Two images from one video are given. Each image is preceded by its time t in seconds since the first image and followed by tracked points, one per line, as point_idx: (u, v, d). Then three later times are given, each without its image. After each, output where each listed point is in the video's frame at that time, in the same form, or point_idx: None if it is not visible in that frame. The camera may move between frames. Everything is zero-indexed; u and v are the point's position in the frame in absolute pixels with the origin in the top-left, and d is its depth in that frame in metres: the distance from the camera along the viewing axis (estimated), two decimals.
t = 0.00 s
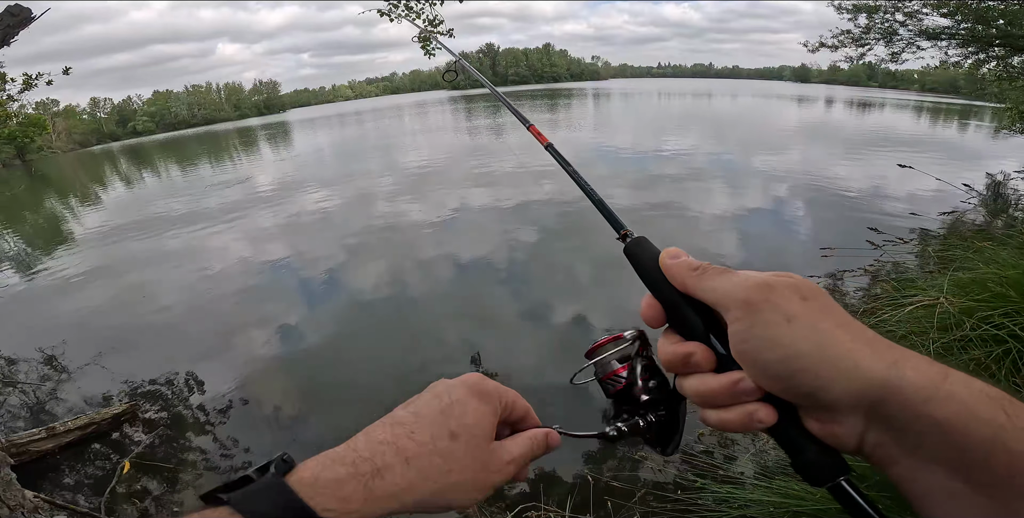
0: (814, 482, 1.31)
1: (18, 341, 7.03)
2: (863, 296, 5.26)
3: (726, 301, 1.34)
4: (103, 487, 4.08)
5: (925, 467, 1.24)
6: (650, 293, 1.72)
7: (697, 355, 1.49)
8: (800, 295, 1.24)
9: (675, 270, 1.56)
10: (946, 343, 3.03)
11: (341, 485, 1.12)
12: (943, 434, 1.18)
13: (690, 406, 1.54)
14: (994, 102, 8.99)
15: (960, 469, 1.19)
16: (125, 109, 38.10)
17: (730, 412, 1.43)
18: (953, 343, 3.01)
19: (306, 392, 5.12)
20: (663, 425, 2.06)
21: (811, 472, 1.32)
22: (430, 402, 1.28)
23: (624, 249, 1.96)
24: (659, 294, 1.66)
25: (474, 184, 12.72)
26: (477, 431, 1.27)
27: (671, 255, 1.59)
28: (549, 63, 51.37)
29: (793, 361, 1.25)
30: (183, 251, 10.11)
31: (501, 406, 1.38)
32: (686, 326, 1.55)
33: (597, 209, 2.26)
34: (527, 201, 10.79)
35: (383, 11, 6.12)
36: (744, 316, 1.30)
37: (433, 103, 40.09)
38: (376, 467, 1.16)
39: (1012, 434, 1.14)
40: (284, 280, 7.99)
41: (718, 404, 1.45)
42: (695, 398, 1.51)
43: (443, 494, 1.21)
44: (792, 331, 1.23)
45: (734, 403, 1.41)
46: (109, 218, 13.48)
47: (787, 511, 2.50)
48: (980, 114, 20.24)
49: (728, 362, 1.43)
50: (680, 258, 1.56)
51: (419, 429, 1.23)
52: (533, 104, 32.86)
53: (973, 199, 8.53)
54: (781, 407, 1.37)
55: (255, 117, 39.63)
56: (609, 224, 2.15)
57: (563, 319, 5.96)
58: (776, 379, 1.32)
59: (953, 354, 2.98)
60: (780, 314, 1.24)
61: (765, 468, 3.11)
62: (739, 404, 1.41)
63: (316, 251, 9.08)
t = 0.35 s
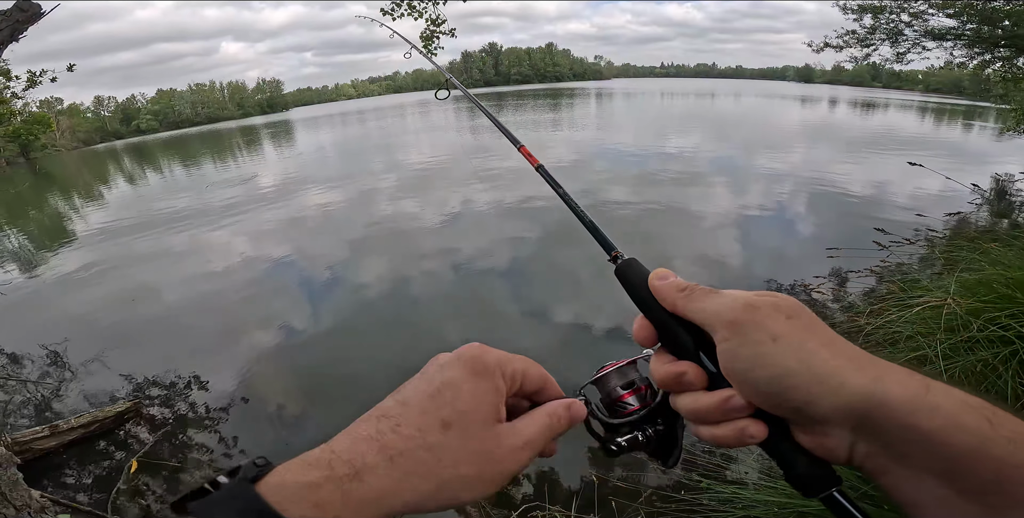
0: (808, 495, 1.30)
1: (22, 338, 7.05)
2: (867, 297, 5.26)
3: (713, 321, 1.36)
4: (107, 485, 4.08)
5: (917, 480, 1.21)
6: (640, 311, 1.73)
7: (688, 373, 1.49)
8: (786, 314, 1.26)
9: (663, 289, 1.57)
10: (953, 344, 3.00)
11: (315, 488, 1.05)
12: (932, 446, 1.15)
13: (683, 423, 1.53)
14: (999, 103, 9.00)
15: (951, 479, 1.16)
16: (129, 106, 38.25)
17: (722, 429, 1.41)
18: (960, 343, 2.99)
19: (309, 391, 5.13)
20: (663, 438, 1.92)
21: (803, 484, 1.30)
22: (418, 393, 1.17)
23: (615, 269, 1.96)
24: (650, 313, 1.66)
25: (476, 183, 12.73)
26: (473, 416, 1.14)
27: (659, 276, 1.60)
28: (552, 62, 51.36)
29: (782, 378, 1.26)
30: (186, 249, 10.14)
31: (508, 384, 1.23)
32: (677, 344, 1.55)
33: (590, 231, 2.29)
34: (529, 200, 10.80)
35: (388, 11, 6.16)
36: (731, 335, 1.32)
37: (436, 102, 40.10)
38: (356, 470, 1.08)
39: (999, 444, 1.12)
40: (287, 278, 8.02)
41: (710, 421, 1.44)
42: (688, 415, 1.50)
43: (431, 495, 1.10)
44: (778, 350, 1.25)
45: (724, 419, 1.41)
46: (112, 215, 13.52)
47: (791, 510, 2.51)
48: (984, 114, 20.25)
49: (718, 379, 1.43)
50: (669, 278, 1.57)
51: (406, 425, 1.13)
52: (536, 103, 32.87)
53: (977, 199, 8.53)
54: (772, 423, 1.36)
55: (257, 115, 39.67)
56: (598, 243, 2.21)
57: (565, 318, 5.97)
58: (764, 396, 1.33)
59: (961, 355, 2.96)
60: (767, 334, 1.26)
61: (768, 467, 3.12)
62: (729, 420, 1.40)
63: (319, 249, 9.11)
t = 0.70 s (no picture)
0: (795, 499, 1.31)
1: (24, 335, 7.08)
2: (869, 298, 5.24)
3: (705, 328, 1.36)
4: (106, 484, 4.09)
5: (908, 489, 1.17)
6: (635, 321, 1.73)
7: (680, 380, 1.47)
8: (774, 321, 1.26)
9: (658, 298, 1.59)
10: (955, 345, 2.99)
11: None
12: (917, 451, 1.14)
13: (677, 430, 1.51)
14: (1002, 104, 8.98)
15: (941, 485, 1.13)
16: (132, 105, 38.44)
17: (715, 434, 1.39)
18: (962, 344, 2.97)
19: (309, 389, 5.14)
20: (658, 447, 1.84)
21: (794, 488, 1.31)
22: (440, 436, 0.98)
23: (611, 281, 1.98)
24: (645, 322, 1.67)
25: (478, 182, 12.74)
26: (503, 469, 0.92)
27: (654, 287, 1.62)
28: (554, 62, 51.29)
29: (769, 382, 1.26)
30: (188, 248, 10.16)
31: (547, 448, 1.02)
32: (671, 352, 1.55)
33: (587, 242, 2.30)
34: (531, 199, 10.79)
35: (390, 9, 6.16)
36: (722, 341, 1.32)
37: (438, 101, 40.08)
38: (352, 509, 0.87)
39: (984, 447, 1.08)
40: (288, 277, 8.03)
41: (703, 428, 1.42)
42: (681, 422, 1.48)
43: None
44: (767, 355, 1.25)
45: (716, 425, 1.39)
46: (114, 213, 13.55)
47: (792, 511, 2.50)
48: (989, 115, 20.19)
49: (711, 386, 1.42)
50: (664, 287, 1.59)
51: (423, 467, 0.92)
52: (539, 102, 32.86)
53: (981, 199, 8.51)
54: (764, 429, 1.35)
55: (260, 114, 39.73)
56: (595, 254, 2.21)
57: (565, 318, 5.96)
58: (756, 402, 1.32)
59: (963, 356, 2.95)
60: (756, 340, 1.27)
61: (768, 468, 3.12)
62: (722, 426, 1.38)
63: (321, 248, 9.12)
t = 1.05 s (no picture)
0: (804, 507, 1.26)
1: (26, 332, 7.10)
2: (870, 298, 5.23)
3: (713, 335, 1.35)
4: (109, 481, 4.11)
5: (912, 492, 1.20)
6: (640, 328, 1.70)
7: (687, 388, 1.46)
8: (785, 328, 1.24)
9: (663, 305, 1.56)
10: (955, 345, 2.99)
11: None
12: (925, 457, 1.15)
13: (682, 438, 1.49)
14: (1005, 104, 8.96)
15: (946, 488, 1.16)
16: (135, 103, 38.63)
17: (721, 440, 1.38)
18: (960, 344, 2.98)
19: (309, 387, 5.15)
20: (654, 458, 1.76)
21: (800, 496, 1.26)
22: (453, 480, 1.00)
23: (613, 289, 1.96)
24: (650, 329, 1.65)
25: (480, 181, 12.74)
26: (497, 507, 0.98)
27: (660, 293, 1.60)
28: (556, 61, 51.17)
29: (780, 390, 1.25)
30: (190, 245, 10.18)
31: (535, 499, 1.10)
32: (677, 360, 1.53)
33: (591, 249, 2.27)
34: (532, 198, 10.79)
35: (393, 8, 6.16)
36: (732, 348, 1.30)
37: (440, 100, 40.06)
38: None
39: (990, 453, 1.13)
40: (289, 275, 8.04)
41: (709, 435, 1.40)
42: (686, 429, 1.46)
43: None
44: (778, 363, 1.24)
45: (723, 431, 1.37)
46: (117, 212, 13.58)
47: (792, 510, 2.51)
48: (992, 116, 20.13)
49: (717, 392, 1.40)
50: (669, 295, 1.56)
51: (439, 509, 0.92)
52: (540, 101, 32.83)
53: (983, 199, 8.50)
54: (772, 435, 1.33)
55: (262, 113, 39.75)
56: (601, 263, 2.17)
57: (566, 317, 5.95)
58: (763, 408, 1.31)
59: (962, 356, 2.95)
60: (765, 347, 1.25)
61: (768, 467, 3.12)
62: (728, 431, 1.37)
63: (322, 246, 9.13)
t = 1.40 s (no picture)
0: None
1: (28, 330, 7.11)
2: (870, 298, 5.22)
3: (717, 352, 1.35)
4: (109, 478, 4.13)
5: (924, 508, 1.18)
6: (640, 344, 1.70)
7: (689, 404, 1.46)
8: (789, 343, 1.25)
9: (664, 322, 1.56)
10: (956, 346, 2.98)
11: None
12: (936, 471, 1.15)
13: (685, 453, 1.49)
14: (1007, 104, 8.96)
15: (959, 503, 1.15)
16: (136, 102, 38.76)
17: (724, 457, 1.37)
18: (961, 345, 2.97)
19: (311, 385, 5.16)
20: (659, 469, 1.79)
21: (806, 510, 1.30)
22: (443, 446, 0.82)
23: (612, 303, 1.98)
24: (651, 345, 1.65)
25: (481, 180, 12.74)
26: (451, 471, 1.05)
27: (660, 309, 1.60)
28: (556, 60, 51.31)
29: (787, 405, 1.24)
30: (191, 243, 10.20)
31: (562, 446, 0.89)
32: (678, 376, 1.53)
33: (589, 261, 2.28)
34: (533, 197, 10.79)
35: (395, 7, 6.15)
36: (737, 364, 1.30)
37: (441, 99, 40.02)
38: None
39: (1003, 466, 1.13)
40: (291, 273, 8.05)
41: (711, 449, 1.40)
42: (688, 444, 1.46)
43: None
44: (783, 378, 1.23)
45: (725, 447, 1.37)
46: (118, 210, 13.59)
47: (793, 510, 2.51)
48: (994, 116, 20.10)
49: (720, 408, 1.40)
50: (669, 311, 1.57)
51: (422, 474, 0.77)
52: (541, 101, 32.80)
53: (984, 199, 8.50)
54: (777, 451, 1.34)
55: (263, 111, 39.72)
56: (598, 276, 2.19)
57: (566, 316, 5.95)
58: (769, 423, 1.30)
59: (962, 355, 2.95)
60: (771, 363, 1.25)
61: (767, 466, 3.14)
62: (731, 449, 1.36)
63: (323, 244, 9.15)
